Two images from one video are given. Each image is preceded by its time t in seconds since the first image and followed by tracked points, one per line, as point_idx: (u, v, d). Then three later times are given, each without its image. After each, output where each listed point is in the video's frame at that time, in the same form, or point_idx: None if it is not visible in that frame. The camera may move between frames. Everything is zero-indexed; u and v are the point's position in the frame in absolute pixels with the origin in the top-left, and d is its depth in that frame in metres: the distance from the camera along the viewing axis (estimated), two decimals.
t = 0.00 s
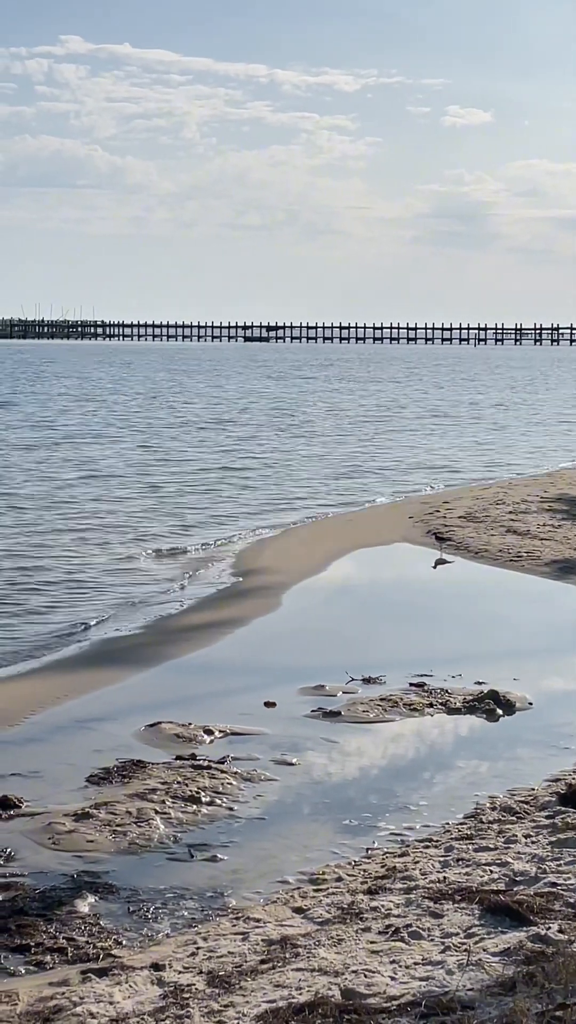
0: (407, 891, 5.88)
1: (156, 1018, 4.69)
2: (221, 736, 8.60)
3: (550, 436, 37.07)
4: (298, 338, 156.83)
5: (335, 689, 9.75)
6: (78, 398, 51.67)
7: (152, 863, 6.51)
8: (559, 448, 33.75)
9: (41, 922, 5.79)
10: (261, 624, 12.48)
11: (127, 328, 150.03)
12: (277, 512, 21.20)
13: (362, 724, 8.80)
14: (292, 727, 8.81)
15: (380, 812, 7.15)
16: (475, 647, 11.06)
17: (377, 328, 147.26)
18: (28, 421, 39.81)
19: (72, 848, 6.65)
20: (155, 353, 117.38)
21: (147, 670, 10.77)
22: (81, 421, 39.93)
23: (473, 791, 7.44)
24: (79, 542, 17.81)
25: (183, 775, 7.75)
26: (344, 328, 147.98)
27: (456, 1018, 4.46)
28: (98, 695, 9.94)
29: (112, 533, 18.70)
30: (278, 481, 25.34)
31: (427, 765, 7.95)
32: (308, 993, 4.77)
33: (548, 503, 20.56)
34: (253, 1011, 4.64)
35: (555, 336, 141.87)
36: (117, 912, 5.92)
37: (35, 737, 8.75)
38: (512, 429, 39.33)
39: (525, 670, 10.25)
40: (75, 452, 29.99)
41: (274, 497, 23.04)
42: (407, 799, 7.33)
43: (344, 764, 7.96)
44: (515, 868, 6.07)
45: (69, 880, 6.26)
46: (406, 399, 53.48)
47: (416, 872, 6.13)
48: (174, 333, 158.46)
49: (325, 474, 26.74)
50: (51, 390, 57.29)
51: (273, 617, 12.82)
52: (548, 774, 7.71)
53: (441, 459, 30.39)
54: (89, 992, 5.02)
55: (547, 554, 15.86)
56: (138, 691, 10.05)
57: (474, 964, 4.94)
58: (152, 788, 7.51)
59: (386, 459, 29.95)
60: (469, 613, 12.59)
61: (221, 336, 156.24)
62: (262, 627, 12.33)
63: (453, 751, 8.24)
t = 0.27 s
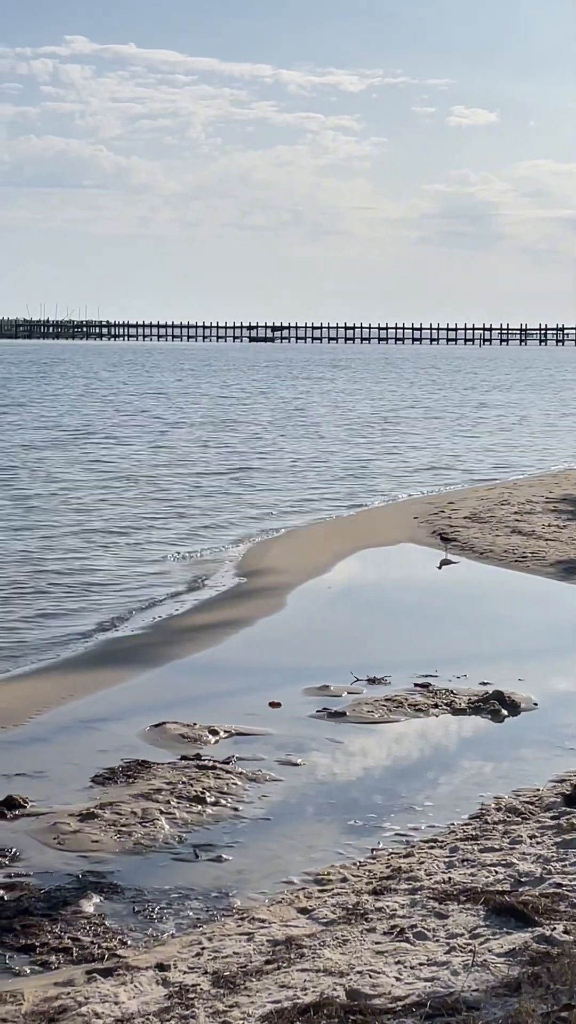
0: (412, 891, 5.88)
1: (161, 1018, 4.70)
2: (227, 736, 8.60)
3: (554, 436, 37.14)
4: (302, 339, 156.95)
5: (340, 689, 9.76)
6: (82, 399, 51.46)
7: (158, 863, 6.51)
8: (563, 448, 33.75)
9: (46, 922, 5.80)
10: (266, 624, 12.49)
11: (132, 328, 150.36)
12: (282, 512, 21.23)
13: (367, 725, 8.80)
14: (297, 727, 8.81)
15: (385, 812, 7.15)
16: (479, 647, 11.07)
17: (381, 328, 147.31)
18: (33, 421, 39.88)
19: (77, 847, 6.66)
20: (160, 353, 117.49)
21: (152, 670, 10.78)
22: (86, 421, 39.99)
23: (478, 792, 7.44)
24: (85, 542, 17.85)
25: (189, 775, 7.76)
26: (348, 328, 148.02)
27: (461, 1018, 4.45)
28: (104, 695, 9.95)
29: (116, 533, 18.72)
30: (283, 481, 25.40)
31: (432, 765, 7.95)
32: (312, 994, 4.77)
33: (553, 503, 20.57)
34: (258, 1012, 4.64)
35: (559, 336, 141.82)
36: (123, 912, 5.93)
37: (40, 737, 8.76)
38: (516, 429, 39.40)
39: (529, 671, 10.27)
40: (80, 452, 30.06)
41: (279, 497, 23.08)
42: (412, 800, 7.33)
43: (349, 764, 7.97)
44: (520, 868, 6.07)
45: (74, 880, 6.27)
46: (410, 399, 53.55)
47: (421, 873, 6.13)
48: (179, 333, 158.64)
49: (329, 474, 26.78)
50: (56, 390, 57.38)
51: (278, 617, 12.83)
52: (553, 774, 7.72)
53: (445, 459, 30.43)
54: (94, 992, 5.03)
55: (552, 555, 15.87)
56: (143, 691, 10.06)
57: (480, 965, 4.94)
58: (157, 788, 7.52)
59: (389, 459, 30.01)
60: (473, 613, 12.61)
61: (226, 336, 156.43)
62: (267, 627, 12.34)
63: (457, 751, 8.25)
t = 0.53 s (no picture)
0: (418, 892, 5.89)
1: (167, 1018, 4.71)
2: (233, 737, 8.60)
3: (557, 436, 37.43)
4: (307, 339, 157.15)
5: (346, 689, 9.77)
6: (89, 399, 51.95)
7: (163, 864, 6.52)
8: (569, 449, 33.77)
9: (52, 922, 5.81)
10: (272, 624, 12.52)
11: (137, 328, 150.74)
12: (287, 512, 21.29)
13: (372, 725, 8.81)
14: (303, 727, 8.83)
15: (390, 812, 7.16)
16: (485, 647, 11.11)
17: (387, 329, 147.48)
18: (39, 421, 40.02)
19: (83, 847, 6.67)
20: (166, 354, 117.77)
21: (158, 670, 10.81)
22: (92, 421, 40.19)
23: (483, 792, 7.45)
24: (92, 542, 17.91)
25: (195, 776, 7.76)
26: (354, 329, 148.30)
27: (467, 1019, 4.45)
28: (110, 695, 9.97)
29: (122, 534, 18.76)
30: (289, 481, 25.53)
31: (436, 767, 7.95)
32: (318, 994, 4.78)
33: (559, 504, 20.59)
34: (264, 1012, 4.64)
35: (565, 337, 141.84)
36: (128, 912, 5.94)
37: (47, 738, 8.78)
38: (519, 429, 39.72)
39: (535, 670, 10.30)
40: (87, 453, 30.18)
41: (285, 497, 23.14)
42: (417, 801, 7.33)
43: (353, 765, 7.97)
44: (526, 869, 6.07)
45: (80, 880, 6.28)
46: (415, 400, 53.75)
47: (427, 874, 6.13)
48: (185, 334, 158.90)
49: (335, 475, 26.85)
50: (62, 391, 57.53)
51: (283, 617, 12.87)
52: (558, 775, 7.72)
53: (450, 458, 30.62)
54: (100, 992, 5.03)
55: (557, 555, 15.90)
56: (149, 691, 10.08)
57: (485, 965, 4.94)
58: (163, 788, 7.52)
59: (394, 459, 30.16)
60: (478, 613, 12.65)
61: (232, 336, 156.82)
62: (273, 628, 12.38)
63: (462, 752, 8.24)
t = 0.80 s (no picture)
0: (425, 893, 5.89)
1: (174, 1019, 4.71)
2: (239, 739, 8.60)
3: (560, 436, 37.79)
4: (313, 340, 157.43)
5: (352, 690, 9.77)
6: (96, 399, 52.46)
7: (170, 865, 6.53)
8: None
9: (59, 922, 5.82)
10: (278, 624, 12.56)
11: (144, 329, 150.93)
12: (294, 512, 21.36)
13: (378, 726, 8.82)
14: (310, 727, 8.85)
15: (397, 812, 7.18)
16: (490, 647, 11.16)
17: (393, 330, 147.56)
18: (47, 422, 40.19)
19: (91, 848, 6.68)
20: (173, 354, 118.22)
21: (165, 670, 10.85)
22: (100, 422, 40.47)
23: (490, 793, 7.46)
24: (99, 542, 18.03)
25: (202, 777, 7.76)
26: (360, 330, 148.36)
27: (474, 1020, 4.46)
28: (117, 696, 10.00)
29: (129, 534, 18.83)
30: (294, 481, 25.70)
31: (443, 768, 7.95)
32: (325, 996, 4.78)
33: (565, 505, 20.61)
34: (271, 1013, 4.65)
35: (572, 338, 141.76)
36: (135, 913, 5.94)
37: (54, 738, 8.81)
38: (523, 429, 39.97)
39: (541, 670, 10.34)
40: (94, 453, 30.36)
41: (291, 498, 23.23)
42: (424, 802, 7.33)
43: (360, 767, 7.98)
44: (532, 870, 6.08)
45: (87, 880, 6.30)
46: (420, 400, 53.95)
47: (434, 875, 6.13)
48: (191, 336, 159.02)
49: (342, 476, 26.88)
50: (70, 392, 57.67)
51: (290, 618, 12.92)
52: (565, 776, 7.74)
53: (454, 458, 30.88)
54: (107, 992, 5.05)
55: (564, 556, 15.92)
56: (156, 691, 10.11)
57: (492, 966, 4.94)
58: (170, 789, 7.53)
59: (399, 459, 30.40)
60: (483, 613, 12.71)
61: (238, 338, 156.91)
62: (280, 628, 12.42)
63: (469, 754, 8.24)
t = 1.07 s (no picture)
0: (432, 895, 5.88)
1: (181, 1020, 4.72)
2: (246, 741, 8.59)
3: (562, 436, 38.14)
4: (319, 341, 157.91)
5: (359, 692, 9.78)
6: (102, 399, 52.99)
7: (177, 866, 6.53)
8: None
9: (67, 923, 5.83)
10: (285, 625, 12.60)
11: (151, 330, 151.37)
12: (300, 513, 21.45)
13: (386, 727, 8.82)
14: (316, 729, 8.87)
15: (403, 813, 7.19)
16: (497, 648, 11.20)
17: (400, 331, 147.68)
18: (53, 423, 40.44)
19: (98, 849, 6.70)
20: (179, 355, 118.84)
21: (173, 670, 10.89)
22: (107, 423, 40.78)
23: (497, 795, 7.44)
24: (106, 542, 18.16)
25: (209, 779, 7.75)
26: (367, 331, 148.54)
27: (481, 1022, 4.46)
28: (125, 696, 10.03)
29: (137, 534, 18.93)
30: (299, 481, 25.90)
31: (450, 770, 7.95)
32: (332, 997, 4.78)
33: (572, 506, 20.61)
34: (279, 1015, 4.65)
35: None
36: (142, 914, 5.95)
37: (62, 738, 8.84)
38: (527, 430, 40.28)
39: (548, 671, 10.38)
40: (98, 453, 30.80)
41: (297, 499, 23.34)
42: (431, 804, 7.33)
43: (366, 768, 7.98)
44: (540, 872, 6.07)
45: (94, 881, 6.31)
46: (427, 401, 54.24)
47: (441, 876, 6.13)
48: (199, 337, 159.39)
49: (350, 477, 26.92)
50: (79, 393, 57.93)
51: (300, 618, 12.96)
52: (571, 777, 7.73)
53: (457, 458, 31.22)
54: (114, 993, 5.06)
55: (570, 557, 15.92)
56: (164, 691, 10.15)
57: (499, 968, 4.94)
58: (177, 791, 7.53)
59: (403, 459, 30.66)
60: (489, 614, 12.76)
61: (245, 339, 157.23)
62: (287, 628, 12.47)
63: (476, 755, 8.23)
